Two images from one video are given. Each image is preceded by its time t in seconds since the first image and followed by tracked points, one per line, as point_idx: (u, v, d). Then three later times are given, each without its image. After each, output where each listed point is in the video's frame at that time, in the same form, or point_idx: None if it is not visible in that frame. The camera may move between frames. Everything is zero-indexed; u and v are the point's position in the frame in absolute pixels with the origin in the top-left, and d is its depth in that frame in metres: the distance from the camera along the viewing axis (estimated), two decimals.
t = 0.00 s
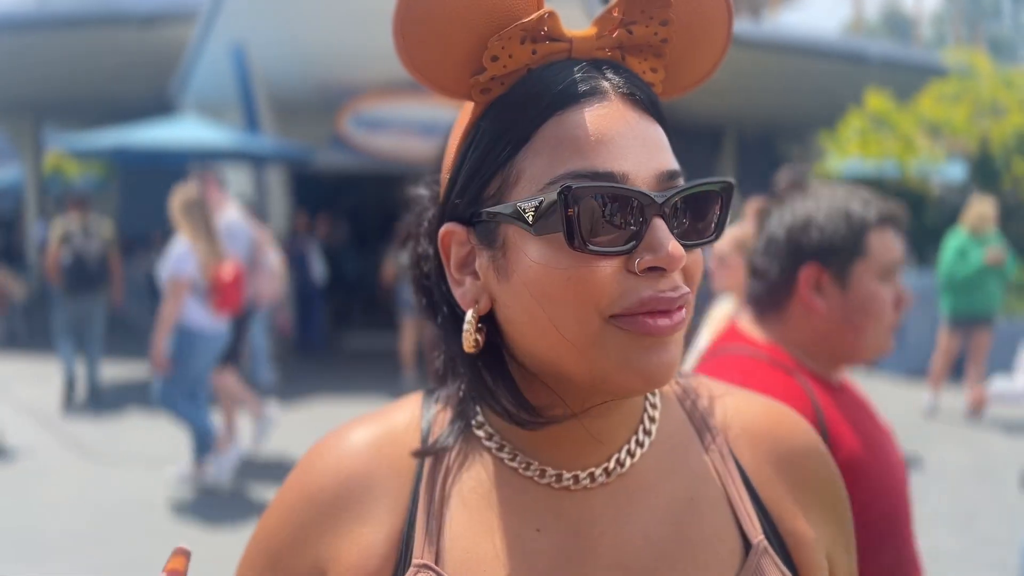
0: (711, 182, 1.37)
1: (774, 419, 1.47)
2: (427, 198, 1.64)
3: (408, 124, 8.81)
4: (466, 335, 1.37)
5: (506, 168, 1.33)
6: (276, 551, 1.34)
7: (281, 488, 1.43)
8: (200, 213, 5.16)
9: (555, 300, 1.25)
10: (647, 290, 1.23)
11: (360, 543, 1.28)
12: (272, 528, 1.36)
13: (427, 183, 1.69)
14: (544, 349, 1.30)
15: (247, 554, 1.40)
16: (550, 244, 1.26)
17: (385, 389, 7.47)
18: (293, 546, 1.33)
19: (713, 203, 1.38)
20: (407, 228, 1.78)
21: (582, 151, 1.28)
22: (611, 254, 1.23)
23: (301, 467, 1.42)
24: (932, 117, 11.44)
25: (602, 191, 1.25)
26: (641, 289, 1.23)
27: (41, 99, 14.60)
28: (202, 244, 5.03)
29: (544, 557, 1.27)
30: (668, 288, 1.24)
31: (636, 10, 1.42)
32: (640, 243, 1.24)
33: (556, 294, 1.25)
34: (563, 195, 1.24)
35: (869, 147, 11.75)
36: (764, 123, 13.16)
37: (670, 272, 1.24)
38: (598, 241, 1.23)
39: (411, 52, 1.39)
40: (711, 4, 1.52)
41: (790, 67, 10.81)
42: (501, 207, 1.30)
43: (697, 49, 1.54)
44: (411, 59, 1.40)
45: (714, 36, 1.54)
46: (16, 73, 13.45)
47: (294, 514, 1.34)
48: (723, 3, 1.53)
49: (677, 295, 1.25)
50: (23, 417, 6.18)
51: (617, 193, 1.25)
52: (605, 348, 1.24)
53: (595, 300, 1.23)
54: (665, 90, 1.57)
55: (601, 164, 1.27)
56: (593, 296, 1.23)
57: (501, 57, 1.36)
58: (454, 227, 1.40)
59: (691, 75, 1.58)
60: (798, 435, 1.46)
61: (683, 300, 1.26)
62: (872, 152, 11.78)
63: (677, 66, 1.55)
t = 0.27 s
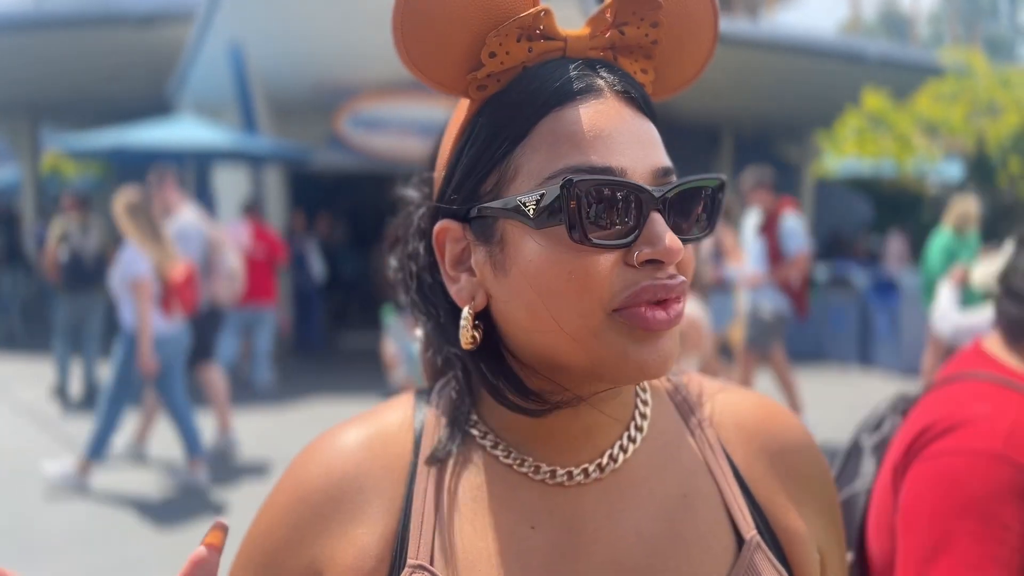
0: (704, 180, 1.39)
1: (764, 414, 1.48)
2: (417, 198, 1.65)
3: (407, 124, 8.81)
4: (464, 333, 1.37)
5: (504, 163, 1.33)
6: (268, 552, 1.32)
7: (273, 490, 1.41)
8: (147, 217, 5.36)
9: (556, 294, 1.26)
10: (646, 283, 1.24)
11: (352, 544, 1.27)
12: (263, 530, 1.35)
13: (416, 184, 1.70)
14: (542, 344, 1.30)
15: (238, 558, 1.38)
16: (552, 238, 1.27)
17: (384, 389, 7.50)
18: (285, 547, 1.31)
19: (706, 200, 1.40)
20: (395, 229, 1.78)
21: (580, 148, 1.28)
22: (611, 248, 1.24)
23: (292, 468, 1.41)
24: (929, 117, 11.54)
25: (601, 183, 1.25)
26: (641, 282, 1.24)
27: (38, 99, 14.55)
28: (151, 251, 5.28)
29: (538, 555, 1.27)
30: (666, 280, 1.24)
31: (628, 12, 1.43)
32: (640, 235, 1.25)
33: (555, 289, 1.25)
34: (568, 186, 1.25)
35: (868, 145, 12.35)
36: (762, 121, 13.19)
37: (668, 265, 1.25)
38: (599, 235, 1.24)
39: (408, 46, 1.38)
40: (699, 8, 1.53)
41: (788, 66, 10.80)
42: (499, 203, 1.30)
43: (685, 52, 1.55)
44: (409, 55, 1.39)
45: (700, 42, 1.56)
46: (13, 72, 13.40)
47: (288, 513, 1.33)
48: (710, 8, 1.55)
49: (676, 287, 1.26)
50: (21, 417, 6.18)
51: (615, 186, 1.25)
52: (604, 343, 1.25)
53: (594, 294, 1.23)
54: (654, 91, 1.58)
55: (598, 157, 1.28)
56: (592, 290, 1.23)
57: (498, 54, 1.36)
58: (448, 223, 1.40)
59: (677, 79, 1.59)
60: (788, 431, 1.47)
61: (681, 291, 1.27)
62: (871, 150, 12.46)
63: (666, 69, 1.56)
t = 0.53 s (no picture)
0: (706, 180, 1.39)
1: (761, 414, 1.48)
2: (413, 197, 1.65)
3: (404, 124, 8.78)
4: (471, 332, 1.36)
5: (511, 163, 1.33)
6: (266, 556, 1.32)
7: (272, 492, 1.41)
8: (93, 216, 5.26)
9: (561, 294, 1.26)
10: (655, 283, 1.24)
11: (351, 546, 1.27)
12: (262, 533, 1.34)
13: (414, 183, 1.70)
14: (546, 343, 1.30)
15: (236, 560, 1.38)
16: (563, 239, 1.26)
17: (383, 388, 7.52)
18: (283, 550, 1.31)
19: (708, 199, 1.40)
20: (390, 229, 1.77)
21: (589, 147, 1.28)
22: (622, 249, 1.24)
23: (291, 472, 1.40)
24: (927, 115, 11.35)
25: (615, 184, 1.25)
26: (651, 282, 1.24)
27: (35, 98, 14.51)
28: (94, 250, 5.14)
29: (539, 556, 1.27)
30: (678, 282, 1.25)
31: (630, 11, 1.43)
32: (649, 237, 1.25)
33: (560, 290, 1.25)
34: (581, 186, 1.24)
35: (867, 144, 12.25)
36: (760, 121, 13.22)
37: (679, 266, 1.26)
38: (610, 235, 1.23)
39: (416, 42, 1.37)
40: (698, 9, 1.54)
41: (787, 65, 10.79)
42: (509, 203, 1.30)
43: (684, 54, 1.56)
44: (417, 51, 1.38)
45: (697, 44, 1.57)
46: (11, 72, 13.36)
47: (288, 516, 1.33)
48: (709, 9, 1.55)
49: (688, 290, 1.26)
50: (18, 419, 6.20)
51: (627, 187, 1.25)
52: (610, 343, 1.25)
53: (607, 295, 1.23)
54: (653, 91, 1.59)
55: (608, 158, 1.28)
56: (599, 291, 1.23)
57: (505, 52, 1.36)
58: (452, 222, 1.40)
59: (673, 81, 1.60)
60: (785, 431, 1.47)
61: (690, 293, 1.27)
62: (869, 149, 12.45)
63: (665, 70, 1.56)
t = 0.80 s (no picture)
0: (704, 182, 1.39)
1: (761, 416, 1.48)
2: (412, 199, 1.65)
3: (403, 124, 8.77)
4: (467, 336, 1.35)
5: (507, 165, 1.32)
6: (266, 566, 1.32)
7: (270, 499, 1.41)
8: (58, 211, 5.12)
9: (557, 299, 1.25)
10: (650, 288, 1.24)
11: (351, 554, 1.27)
12: (263, 541, 1.34)
13: (412, 185, 1.70)
14: (544, 346, 1.30)
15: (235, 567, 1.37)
16: (558, 243, 1.26)
17: (387, 387, 7.55)
18: (283, 558, 1.30)
19: (705, 202, 1.39)
20: (389, 231, 1.77)
21: (584, 150, 1.28)
22: (617, 253, 1.24)
23: (290, 479, 1.40)
24: (927, 115, 11.33)
25: (610, 188, 1.25)
26: (645, 287, 1.24)
27: (34, 98, 14.49)
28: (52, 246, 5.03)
29: (540, 560, 1.27)
30: (670, 287, 1.25)
31: (630, 12, 1.43)
32: (645, 241, 1.25)
33: (557, 294, 1.25)
34: (577, 190, 1.24)
35: (867, 144, 11.96)
36: (760, 120, 13.22)
37: (675, 270, 1.25)
38: (606, 240, 1.23)
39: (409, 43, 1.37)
40: (699, 9, 1.53)
41: (788, 65, 10.77)
42: (504, 206, 1.30)
43: (682, 55, 1.55)
44: (411, 53, 1.38)
45: (699, 44, 1.56)
46: (10, 71, 13.34)
47: (287, 524, 1.33)
48: (710, 11, 1.55)
49: (680, 295, 1.26)
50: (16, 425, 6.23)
51: (621, 192, 1.25)
52: (607, 347, 1.25)
53: (603, 301, 1.23)
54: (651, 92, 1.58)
55: (604, 162, 1.27)
56: (596, 296, 1.23)
57: (501, 54, 1.36)
58: (448, 225, 1.40)
59: (674, 80, 1.59)
60: (787, 433, 1.46)
61: (683, 299, 1.28)
62: (869, 150, 11.99)
63: (664, 71, 1.56)
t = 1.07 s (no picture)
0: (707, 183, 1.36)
1: (766, 418, 1.46)
2: (412, 201, 1.63)
3: (404, 123, 8.76)
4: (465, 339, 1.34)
5: (504, 168, 1.31)
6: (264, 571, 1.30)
7: (268, 505, 1.40)
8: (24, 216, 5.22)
9: (554, 302, 1.24)
10: (648, 291, 1.23)
11: (349, 559, 1.26)
12: (261, 545, 1.33)
13: (411, 186, 1.69)
14: (543, 349, 1.28)
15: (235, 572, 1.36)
16: (554, 246, 1.25)
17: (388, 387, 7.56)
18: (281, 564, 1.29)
19: (707, 203, 1.37)
20: (389, 232, 1.76)
21: (582, 151, 1.26)
22: (614, 257, 1.22)
23: (290, 482, 1.38)
24: (929, 114, 11.34)
25: (607, 190, 1.23)
26: (642, 290, 1.23)
27: (36, 97, 14.49)
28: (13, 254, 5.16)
29: (540, 565, 1.26)
30: (668, 289, 1.24)
31: (629, 9, 1.42)
32: (644, 244, 1.23)
33: (556, 297, 1.23)
34: (573, 193, 1.22)
35: (868, 143, 11.89)
36: (761, 119, 13.21)
37: (674, 274, 1.24)
38: (604, 244, 1.22)
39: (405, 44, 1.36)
40: (701, 6, 1.52)
41: (789, 64, 10.75)
42: (501, 209, 1.28)
43: (682, 51, 1.53)
44: (407, 53, 1.37)
45: (700, 39, 1.54)
46: (11, 71, 13.33)
47: (285, 529, 1.31)
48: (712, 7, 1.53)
49: (677, 298, 1.25)
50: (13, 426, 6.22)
51: (620, 194, 1.23)
52: (605, 351, 1.24)
53: (600, 305, 1.22)
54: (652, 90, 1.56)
55: (603, 164, 1.26)
56: (594, 299, 1.22)
57: (497, 55, 1.34)
58: (446, 227, 1.38)
59: (678, 75, 1.57)
60: (792, 436, 1.45)
61: (682, 301, 1.26)
62: (870, 149, 11.90)
63: (665, 70, 1.54)
